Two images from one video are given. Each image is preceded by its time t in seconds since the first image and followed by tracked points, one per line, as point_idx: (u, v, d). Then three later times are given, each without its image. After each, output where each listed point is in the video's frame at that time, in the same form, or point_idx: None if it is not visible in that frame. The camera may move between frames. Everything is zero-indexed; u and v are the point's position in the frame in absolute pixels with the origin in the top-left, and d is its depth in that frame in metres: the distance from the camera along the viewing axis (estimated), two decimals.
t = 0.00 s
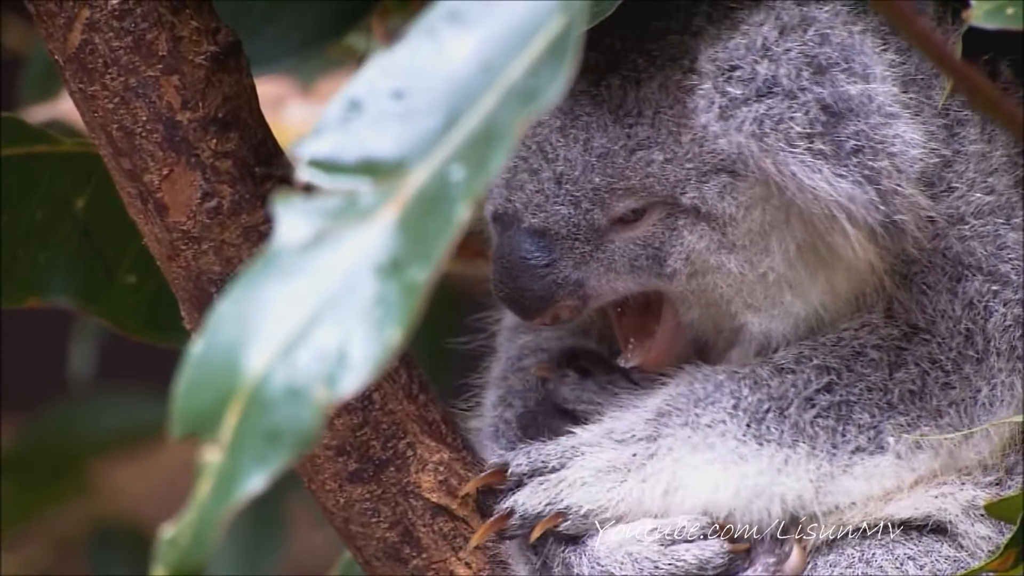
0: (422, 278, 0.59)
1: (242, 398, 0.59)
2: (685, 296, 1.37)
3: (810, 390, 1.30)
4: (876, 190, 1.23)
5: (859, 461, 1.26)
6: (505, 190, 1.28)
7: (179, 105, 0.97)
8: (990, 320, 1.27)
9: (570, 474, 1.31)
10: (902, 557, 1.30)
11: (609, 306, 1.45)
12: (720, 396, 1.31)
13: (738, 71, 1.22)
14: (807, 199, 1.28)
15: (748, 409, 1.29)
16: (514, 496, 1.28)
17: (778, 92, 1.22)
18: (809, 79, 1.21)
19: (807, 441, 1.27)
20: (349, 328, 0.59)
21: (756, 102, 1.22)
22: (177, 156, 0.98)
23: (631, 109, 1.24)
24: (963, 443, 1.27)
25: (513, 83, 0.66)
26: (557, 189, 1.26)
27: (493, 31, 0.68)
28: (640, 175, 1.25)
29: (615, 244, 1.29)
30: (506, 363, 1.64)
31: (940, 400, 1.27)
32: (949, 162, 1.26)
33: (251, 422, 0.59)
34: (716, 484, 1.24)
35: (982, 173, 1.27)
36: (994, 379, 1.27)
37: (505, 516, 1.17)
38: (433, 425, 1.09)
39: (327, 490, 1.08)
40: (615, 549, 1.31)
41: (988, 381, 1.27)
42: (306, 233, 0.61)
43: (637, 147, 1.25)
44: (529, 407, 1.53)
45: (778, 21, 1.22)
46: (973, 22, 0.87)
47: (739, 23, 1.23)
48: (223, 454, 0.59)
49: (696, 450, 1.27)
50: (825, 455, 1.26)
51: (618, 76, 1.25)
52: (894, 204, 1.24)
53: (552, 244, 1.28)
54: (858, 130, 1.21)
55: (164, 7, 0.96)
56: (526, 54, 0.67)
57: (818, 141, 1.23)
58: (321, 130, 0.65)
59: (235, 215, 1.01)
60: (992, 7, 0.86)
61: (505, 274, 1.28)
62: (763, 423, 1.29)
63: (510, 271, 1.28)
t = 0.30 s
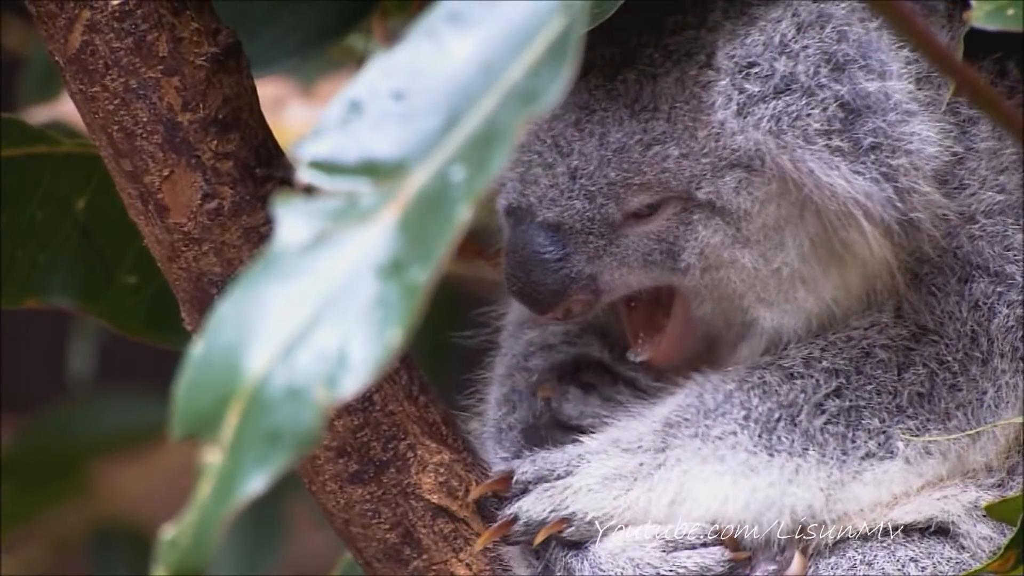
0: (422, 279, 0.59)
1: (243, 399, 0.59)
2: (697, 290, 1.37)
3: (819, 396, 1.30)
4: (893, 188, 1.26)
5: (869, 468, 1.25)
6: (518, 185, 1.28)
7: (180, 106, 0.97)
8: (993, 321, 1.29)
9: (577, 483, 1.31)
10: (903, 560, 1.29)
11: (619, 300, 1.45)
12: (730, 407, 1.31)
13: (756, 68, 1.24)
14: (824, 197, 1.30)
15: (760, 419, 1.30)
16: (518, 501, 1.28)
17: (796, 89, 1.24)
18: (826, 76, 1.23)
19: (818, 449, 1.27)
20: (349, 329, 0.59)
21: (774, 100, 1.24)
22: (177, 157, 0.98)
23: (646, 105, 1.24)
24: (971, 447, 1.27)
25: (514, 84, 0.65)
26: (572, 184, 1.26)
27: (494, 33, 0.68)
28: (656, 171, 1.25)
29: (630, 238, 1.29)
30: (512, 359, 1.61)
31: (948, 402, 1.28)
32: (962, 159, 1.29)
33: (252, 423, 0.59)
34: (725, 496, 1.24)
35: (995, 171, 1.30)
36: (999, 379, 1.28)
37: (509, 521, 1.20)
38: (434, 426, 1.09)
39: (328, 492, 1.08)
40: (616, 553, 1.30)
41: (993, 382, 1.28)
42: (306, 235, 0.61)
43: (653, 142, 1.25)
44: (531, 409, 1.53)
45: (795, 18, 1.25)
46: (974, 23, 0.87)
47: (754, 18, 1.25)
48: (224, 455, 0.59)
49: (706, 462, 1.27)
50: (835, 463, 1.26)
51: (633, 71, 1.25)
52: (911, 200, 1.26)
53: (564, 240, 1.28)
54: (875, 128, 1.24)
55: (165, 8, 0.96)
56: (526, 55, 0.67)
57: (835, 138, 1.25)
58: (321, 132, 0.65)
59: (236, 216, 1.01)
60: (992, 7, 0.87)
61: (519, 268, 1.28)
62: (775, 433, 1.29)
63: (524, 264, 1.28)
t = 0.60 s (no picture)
0: (418, 279, 0.59)
1: (239, 399, 0.59)
2: (709, 281, 1.37)
3: (822, 399, 1.31)
4: (904, 179, 1.27)
5: (873, 472, 1.26)
6: (529, 176, 1.30)
7: (175, 105, 0.97)
8: (990, 317, 1.29)
9: (578, 494, 1.31)
10: (901, 559, 1.26)
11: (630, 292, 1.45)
12: (735, 417, 1.32)
13: (767, 60, 1.25)
14: (835, 188, 1.30)
15: (765, 429, 1.30)
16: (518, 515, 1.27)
17: (807, 81, 1.25)
18: (838, 67, 1.24)
19: (823, 454, 1.27)
20: (345, 328, 0.59)
21: (785, 91, 1.25)
22: (172, 156, 0.98)
23: (658, 96, 1.25)
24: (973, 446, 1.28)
25: (509, 84, 0.66)
26: (584, 175, 1.27)
27: (489, 32, 0.68)
28: (668, 162, 1.25)
29: (640, 230, 1.29)
30: (513, 355, 1.61)
31: (949, 400, 1.28)
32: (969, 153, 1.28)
33: (247, 422, 0.59)
34: (732, 507, 1.24)
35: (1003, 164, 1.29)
36: (996, 376, 1.27)
37: (509, 535, 1.22)
38: (429, 425, 1.09)
39: (324, 491, 1.08)
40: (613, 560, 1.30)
41: (990, 379, 1.27)
42: (302, 234, 0.61)
43: (665, 133, 1.25)
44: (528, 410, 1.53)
45: (807, 9, 1.25)
46: (969, 23, 0.87)
47: (764, 8, 1.25)
48: (220, 454, 0.59)
49: (711, 474, 1.28)
50: (839, 468, 1.26)
51: (645, 63, 1.26)
52: (921, 191, 1.28)
53: (575, 232, 1.28)
54: (886, 120, 1.25)
55: (160, 8, 0.96)
56: (521, 54, 0.67)
57: (846, 130, 1.27)
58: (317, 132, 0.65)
59: (230, 216, 1.01)
60: (987, 7, 0.87)
61: (530, 261, 1.28)
62: (780, 440, 1.29)
63: (535, 256, 1.28)
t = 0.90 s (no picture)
0: (418, 279, 0.59)
1: (238, 399, 0.59)
2: (714, 276, 1.37)
3: (819, 399, 1.31)
4: (910, 173, 1.27)
5: (870, 472, 1.25)
6: (536, 172, 1.30)
7: (174, 106, 0.97)
8: (987, 316, 1.29)
9: (575, 502, 1.31)
10: (900, 559, 1.26)
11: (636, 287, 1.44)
12: (733, 416, 1.32)
13: (772, 56, 1.25)
14: (841, 182, 1.30)
15: (762, 429, 1.31)
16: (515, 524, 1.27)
17: (812, 76, 1.25)
18: (842, 62, 1.24)
19: (820, 453, 1.27)
20: (345, 328, 0.59)
21: (791, 87, 1.25)
22: (172, 157, 0.98)
23: (665, 92, 1.24)
24: (970, 446, 1.26)
25: (509, 84, 0.66)
26: (591, 170, 1.27)
27: (489, 33, 0.68)
28: (674, 156, 1.25)
29: (646, 225, 1.29)
30: (514, 355, 1.61)
31: (947, 398, 1.27)
32: (972, 152, 1.29)
33: (247, 423, 0.59)
34: (730, 509, 1.24)
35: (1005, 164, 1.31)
36: (994, 374, 1.27)
37: (509, 547, 1.21)
38: (428, 426, 1.08)
39: (322, 492, 1.08)
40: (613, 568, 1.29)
41: (988, 377, 1.27)
42: (301, 234, 0.61)
43: (671, 128, 1.24)
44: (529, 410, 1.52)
45: (812, 4, 1.25)
46: (968, 24, 0.87)
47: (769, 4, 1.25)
48: (219, 455, 0.59)
49: (708, 475, 1.27)
50: (836, 467, 1.26)
51: (652, 59, 1.25)
52: (929, 185, 1.28)
53: (583, 225, 1.28)
54: (891, 114, 1.25)
55: (159, 9, 0.96)
56: (521, 55, 0.67)
57: (852, 125, 1.26)
58: (316, 131, 0.65)
59: (230, 216, 1.01)
60: (987, 7, 0.87)
61: (535, 256, 1.28)
62: (778, 440, 1.30)
63: (541, 252, 1.28)
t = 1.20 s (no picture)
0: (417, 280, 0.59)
1: (236, 401, 0.59)
2: (719, 268, 1.36)
3: (809, 400, 1.30)
4: (916, 162, 1.26)
5: (861, 475, 1.24)
6: (543, 161, 1.29)
7: (173, 109, 0.97)
8: (981, 318, 1.29)
9: (568, 517, 1.28)
10: (899, 563, 1.27)
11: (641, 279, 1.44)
12: (720, 417, 1.32)
13: (778, 45, 1.25)
14: (845, 172, 1.29)
15: (751, 429, 1.30)
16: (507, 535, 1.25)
17: (818, 64, 1.24)
18: (848, 52, 1.23)
19: (808, 455, 1.26)
20: (343, 330, 0.59)
21: (796, 76, 1.25)
22: (170, 160, 0.98)
23: (672, 82, 1.24)
24: (961, 448, 1.26)
25: (508, 87, 0.66)
26: (597, 161, 1.27)
27: (489, 35, 0.68)
28: (681, 147, 1.24)
29: (652, 216, 1.28)
30: (518, 358, 1.60)
31: (937, 400, 1.27)
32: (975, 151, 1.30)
33: (246, 424, 0.59)
34: (719, 510, 1.24)
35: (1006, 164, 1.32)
36: (987, 375, 1.28)
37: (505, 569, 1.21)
38: (426, 429, 1.08)
39: (321, 495, 1.08)
40: None
41: (981, 379, 1.28)
42: (299, 237, 0.61)
43: (678, 119, 1.24)
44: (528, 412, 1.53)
45: None
46: (967, 26, 0.87)
47: None
48: (217, 457, 0.59)
49: (697, 477, 1.27)
50: (825, 470, 1.25)
51: (658, 50, 1.25)
52: (934, 174, 1.27)
53: (588, 215, 1.27)
54: (896, 103, 1.24)
55: (158, 12, 0.96)
56: (521, 57, 0.67)
57: (855, 112, 1.25)
58: (315, 133, 0.65)
59: (228, 219, 1.01)
60: (985, 11, 0.87)
61: (541, 247, 1.27)
62: (766, 440, 1.29)
63: (547, 243, 1.27)
